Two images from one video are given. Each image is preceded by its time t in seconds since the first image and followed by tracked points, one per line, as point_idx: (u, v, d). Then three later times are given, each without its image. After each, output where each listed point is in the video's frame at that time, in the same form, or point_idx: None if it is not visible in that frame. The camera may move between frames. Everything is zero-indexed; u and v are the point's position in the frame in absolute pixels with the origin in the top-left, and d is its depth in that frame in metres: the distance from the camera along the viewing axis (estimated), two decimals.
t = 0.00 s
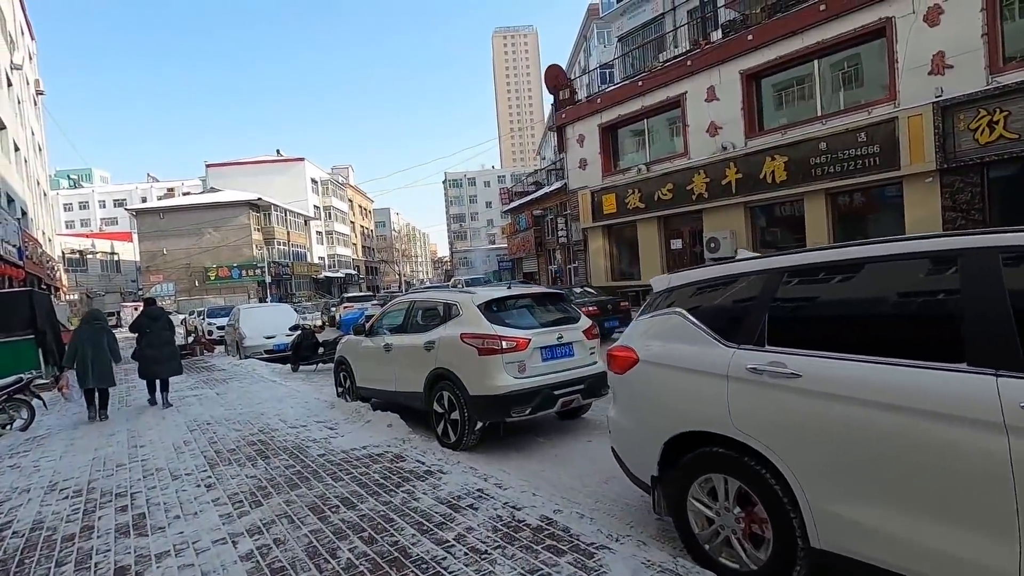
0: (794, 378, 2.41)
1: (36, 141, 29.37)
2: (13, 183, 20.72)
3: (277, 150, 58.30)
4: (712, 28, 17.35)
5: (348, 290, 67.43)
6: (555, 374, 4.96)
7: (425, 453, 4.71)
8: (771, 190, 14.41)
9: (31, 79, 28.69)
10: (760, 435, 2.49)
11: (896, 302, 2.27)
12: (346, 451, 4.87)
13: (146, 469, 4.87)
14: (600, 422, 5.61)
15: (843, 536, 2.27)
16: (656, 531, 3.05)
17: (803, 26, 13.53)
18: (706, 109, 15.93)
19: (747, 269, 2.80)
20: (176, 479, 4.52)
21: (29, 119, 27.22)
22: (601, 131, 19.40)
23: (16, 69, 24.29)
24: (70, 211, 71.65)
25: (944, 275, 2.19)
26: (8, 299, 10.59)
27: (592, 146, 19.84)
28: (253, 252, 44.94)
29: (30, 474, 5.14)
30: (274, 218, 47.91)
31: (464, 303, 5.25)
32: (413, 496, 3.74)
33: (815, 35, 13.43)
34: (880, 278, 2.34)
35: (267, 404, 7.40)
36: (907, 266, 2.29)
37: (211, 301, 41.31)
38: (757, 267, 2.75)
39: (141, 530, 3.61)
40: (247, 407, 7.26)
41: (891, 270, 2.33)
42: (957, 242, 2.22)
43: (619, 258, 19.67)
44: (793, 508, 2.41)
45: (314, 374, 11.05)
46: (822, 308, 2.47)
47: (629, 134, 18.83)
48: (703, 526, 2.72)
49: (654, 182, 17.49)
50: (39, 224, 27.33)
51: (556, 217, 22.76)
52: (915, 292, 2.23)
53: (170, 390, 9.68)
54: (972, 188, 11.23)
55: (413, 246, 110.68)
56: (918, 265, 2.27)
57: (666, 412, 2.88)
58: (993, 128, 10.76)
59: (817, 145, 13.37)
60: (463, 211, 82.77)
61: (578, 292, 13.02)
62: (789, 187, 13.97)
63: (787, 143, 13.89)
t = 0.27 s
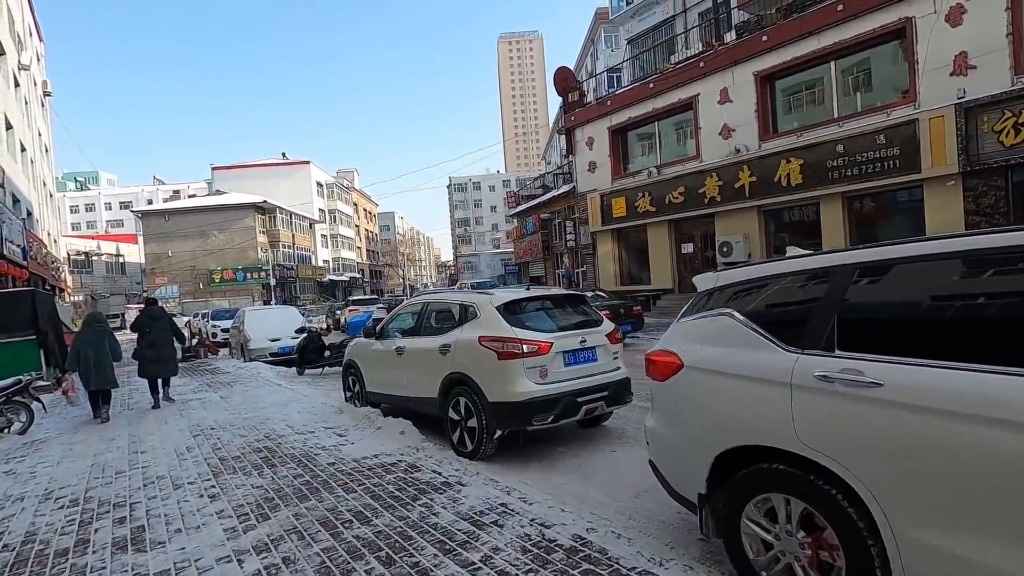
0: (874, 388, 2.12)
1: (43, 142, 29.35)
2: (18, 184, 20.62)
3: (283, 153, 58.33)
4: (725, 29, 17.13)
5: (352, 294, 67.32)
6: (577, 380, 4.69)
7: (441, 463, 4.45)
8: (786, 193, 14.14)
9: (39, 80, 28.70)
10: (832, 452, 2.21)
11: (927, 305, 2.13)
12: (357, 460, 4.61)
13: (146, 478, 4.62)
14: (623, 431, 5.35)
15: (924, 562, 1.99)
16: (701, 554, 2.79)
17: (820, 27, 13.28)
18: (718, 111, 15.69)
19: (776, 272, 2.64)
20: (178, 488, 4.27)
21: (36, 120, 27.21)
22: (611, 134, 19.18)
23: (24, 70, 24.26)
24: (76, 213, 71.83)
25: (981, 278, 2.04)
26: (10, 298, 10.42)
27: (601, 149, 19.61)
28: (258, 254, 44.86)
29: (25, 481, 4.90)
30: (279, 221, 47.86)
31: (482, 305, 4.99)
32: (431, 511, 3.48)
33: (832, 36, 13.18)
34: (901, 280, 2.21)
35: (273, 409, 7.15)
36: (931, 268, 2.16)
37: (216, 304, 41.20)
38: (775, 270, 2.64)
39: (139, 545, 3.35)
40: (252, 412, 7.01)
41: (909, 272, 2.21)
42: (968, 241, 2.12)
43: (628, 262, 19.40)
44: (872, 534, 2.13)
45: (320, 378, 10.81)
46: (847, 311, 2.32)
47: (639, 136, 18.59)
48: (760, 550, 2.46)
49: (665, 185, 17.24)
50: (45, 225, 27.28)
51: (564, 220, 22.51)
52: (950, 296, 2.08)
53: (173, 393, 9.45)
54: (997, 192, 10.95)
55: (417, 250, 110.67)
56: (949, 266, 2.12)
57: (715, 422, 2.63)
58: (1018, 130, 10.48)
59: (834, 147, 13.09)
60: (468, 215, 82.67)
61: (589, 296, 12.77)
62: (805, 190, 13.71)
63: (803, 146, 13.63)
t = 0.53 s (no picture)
0: (979, 418, 1.85)
1: (51, 144, 29.36)
2: (25, 186, 20.54)
3: (289, 157, 58.38)
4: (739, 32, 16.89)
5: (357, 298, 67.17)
6: (604, 394, 4.43)
7: (461, 482, 4.19)
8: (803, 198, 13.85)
9: (47, 83, 28.71)
10: (920, 487, 1.95)
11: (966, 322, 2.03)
12: (371, 477, 4.36)
13: (148, 494, 4.37)
14: (649, 447, 5.08)
15: None
16: None
17: (838, 29, 13.04)
18: (732, 115, 15.45)
19: (817, 285, 2.51)
20: (182, 507, 4.02)
21: (44, 122, 27.18)
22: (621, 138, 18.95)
23: (32, 72, 24.25)
24: (83, 215, 72.10)
25: (1018, 295, 1.95)
26: (12, 301, 10.21)
27: (611, 153, 19.37)
28: (263, 258, 44.78)
29: (22, 496, 4.66)
30: (285, 225, 47.80)
31: (502, 313, 4.73)
32: (454, 538, 3.22)
33: (851, 38, 12.93)
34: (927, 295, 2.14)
35: (281, 418, 6.91)
36: (965, 285, 2.06)
37: (220, 307, 41.08)
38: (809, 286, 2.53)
39: (139, 573, 3.10)
40: (258, 422, 6.77)
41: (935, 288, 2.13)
42: (987, 259, 2.06)
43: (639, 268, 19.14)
44: None
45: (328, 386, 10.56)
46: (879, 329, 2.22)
47: (650, 140, 18.36)
48: None
49: (677, 190, 16.97)
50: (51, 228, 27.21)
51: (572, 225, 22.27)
52: (992, 314, 1.99)
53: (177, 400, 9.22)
54: None
55: (422, 254, 110.61)
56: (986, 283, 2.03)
57: (773, 447, 2.40)
58: None
59: (852, 152, 12.80)
60: (474, 219, 82.54)
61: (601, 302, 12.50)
62: (822, 195, 13.43)
63: (820, 150, 13.35)
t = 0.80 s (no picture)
0: None
1: (58, 145, 29.34)
2: (33, 186, 20.44)
3: (295, 159, 58.40)
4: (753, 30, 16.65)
5: (362, 300, 67.10)
6: (638, 397, 4.18)
7: (488, 490, 3.95)
8: (820, 199, 13.58)
9: (55, 84, 28.72)
10: None
11: None
12: (391, 484, 4.11)
13: (157, 501, 4.14)
14: (680, 453, 4.83)
15: None
16: None
17: (857, 26, 12.78)
18: (746, 115, 15.21)
19: (874, 283, 2.38)
20: (192, 516, 3.79)
21: (52, 122, 27.16)
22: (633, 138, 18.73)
23: (41, 72, 24.21)
24: (89, 217, 72.31)
25: None
26: (16, 301, 10.04)
27: (622, 154, 19.14)
28: (269, 259, 44.74)
29: (23, 501, 4.43)
30: (291, 226, 47.74)
31: (529, 311, 4.48)
32: (487, 552, 2.98)
33: (871, 35, 12.66)
34: (978, 294, 2.06)
35: (292, 421, 6.68)
36: None
37: (226, 309, 41.03)
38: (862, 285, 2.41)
39: None
40: (269, 424, 6.54)
41: (989, 286, 2.04)
42: None
43: (650, 270, 18.88)
44: None
45: (337, 388, 10.34)
46: (932, 328, 2.11)
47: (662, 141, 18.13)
48: None
49: (691, 191, 16.72)
50: (58, 228, 27.17)
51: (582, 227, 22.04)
52: None
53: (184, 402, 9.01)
54: None
55: (426, 257, 110.58)
56: None
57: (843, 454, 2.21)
58: None
59: (873, 151, 12.53)
60: (479, 222, 82.39)
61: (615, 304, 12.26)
62: (841, 196, 13.15)
63: (839, 150, 13.09)
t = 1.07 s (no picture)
0: None
1: (65, 145, 29.27)
2: (38, 185, 20.29)
3: (301, 161, 58.33)
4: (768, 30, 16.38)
5: (367, 303, 66.95)
6: (677, 409, 3.93)
7: (519, 507, 3.69)
8: (839, 201, 13.29)
9: (62, 84, 28.66)
10: None
11: None
12: (414, 500, 3.86)
13: (165, 516, 3.90)
14: (716, 467, 4.57)
15: None
16: None
17: (878, 25, 12.51)
18: (762, 115, 14.95)
19: (954, 293, 2.27)
20: (203, 533, 3.55)
21: (58, 122, 27.06)
22: (644, 140, 18.47)
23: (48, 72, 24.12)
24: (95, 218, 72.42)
25: None
26: (20, 302, 9.86)
27: (633, 155, 18.89)
28: (275, 261, 44.64)
29: (24, 514, 4.20)
30: (296, 228, 47.63)
31: (559, 316, 4.23)
32: None
33: (892, 34, 12.39)
34: None
35: (303, 428, 6.44)
36: None
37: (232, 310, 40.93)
38: (945, 294, 2.28)
39: None
40: (280, 431, 6.29)
41: None
42: None
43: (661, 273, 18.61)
44: None
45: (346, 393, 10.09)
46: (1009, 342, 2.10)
47: (675, 142, 17.86)
48: None
49: (704, 193, 16.44)
50: (64, 229, 27.04)
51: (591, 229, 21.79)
52: None
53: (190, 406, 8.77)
54: None
55: (431, 259, 110.48)
56: None
57: (940, 479, 1.98)
58: None
59: (894, 153, 12.26)
60: (484, 225, 82.21)
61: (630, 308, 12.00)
62: (861, 198, 12.87)
63: (859, 151, 12.81)
